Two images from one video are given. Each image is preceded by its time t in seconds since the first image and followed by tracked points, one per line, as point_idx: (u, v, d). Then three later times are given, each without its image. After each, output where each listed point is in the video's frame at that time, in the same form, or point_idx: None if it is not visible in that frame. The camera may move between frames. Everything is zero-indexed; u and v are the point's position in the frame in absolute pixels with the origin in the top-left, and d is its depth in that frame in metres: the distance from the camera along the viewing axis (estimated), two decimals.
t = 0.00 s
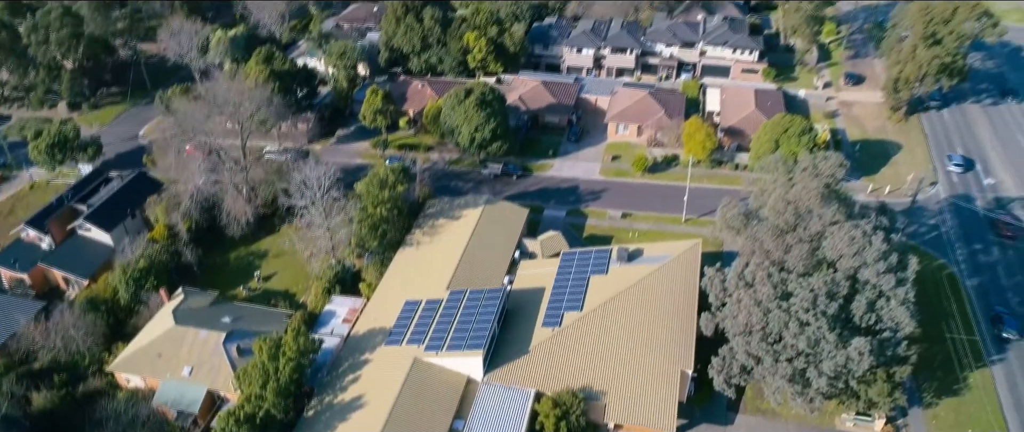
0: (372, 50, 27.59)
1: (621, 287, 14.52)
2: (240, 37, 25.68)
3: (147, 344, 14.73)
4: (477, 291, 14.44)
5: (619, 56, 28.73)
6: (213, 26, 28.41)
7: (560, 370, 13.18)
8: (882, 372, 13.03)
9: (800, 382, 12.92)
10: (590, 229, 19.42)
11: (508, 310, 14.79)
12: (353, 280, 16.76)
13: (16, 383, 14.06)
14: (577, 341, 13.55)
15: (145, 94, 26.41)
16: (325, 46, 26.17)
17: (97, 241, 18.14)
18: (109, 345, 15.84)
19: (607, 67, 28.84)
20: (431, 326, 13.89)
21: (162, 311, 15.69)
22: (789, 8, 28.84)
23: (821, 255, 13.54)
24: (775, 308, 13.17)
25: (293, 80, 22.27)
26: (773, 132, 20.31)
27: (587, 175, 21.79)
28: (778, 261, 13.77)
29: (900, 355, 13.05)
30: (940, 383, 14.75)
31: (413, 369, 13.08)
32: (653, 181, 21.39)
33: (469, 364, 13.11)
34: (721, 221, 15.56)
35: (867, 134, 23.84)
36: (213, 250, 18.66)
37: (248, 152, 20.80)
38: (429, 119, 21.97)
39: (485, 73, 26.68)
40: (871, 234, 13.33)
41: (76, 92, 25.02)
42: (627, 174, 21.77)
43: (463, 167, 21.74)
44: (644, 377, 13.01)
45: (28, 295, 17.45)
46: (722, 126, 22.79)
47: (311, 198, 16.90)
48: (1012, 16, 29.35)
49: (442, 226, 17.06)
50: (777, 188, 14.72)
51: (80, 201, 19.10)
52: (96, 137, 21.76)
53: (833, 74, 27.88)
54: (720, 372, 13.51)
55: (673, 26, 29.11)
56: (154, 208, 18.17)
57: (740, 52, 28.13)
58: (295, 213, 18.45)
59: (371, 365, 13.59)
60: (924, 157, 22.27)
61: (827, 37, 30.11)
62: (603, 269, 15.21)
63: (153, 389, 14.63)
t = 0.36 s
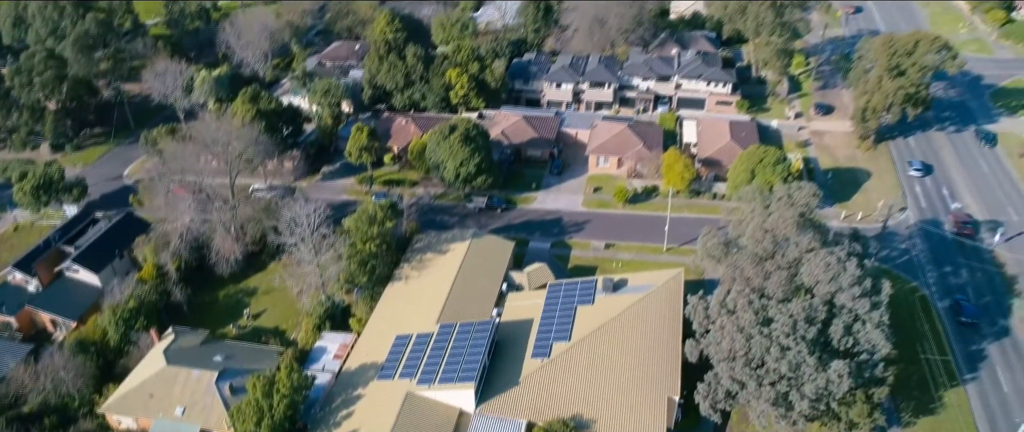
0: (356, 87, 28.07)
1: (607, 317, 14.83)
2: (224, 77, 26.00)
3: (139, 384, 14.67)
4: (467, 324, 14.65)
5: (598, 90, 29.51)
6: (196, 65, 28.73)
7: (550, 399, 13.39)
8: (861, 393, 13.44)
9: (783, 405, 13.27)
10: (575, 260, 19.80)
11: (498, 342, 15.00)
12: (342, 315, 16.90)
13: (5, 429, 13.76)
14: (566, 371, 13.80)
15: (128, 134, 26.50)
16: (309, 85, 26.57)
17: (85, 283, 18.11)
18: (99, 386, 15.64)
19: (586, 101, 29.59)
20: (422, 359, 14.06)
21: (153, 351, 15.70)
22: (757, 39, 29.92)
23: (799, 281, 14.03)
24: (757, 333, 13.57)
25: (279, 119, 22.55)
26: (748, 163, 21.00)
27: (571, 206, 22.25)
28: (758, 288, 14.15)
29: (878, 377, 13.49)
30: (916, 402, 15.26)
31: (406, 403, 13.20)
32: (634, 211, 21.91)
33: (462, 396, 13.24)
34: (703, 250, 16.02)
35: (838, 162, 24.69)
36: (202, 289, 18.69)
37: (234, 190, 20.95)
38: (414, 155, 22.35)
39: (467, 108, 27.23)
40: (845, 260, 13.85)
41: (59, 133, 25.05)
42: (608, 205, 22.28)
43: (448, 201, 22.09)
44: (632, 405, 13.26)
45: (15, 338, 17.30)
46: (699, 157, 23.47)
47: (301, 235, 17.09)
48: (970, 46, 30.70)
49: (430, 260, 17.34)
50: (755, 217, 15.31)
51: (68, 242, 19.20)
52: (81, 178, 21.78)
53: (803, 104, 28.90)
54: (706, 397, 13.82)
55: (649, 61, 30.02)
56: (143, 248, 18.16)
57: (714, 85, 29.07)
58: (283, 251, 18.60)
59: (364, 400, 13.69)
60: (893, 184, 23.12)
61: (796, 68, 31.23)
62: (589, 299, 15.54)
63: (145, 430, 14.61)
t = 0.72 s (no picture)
0: (338, 124, 28.42)
1: (593, 347, 15.13)
2: (207, 116, 26.16)
3: (127, 426, 14.40)
4: (456, 357, 14.86)
5: (576, 124, 30.23)
6: (178, 105, 28.89)
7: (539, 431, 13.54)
8: (840, 415, 13.84)
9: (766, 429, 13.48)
10: (558, 291, 20.13)
11: (486, 375, 15.19)
12: (330, 352, 16.97)
13: None
14: (554, 402, 14.01)
15: (109, 175, 26.47)
16: (292, 123, 26.85)
17: (70, 326, 18.00)
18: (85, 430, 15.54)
19: (565, 135, 30.24)
20: (412, 394, 14.20)
21: (141, 392, 15.60)
22: (727, 73, 30.63)
23: (777, 308, 14.51)
24: (738, 360, 13.93)
25: (263, 157, 22.74)
26: (724, 193, 21.66)
27: (553, 239, 22.65)
28: (738, 316, 14.65)
29: (855, 399, 13.95)
30: (894, 422, 15.78)
31: None
32: (615, 242, 22.38)
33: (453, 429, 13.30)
34: (683, 279, 16.49)
35: (810, 190, 25.50)
36: (188, 329, 18.65)
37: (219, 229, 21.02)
38: (397, 191, 22.66)
39: (448, 143, 27.69)
40: (819, 287, 14.40)
41: (39, 175, 24.96)
42: (590, 237, 22.73)
43: (432, 236, 22.36)
44: None
45: None
46: (676, 188, 24.10)
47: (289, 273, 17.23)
48: (930, 76, 32.09)
49: (417, 295, 17.57)
50: (733, 247, 15.81)
51: (52, 285, 19.07)
52: (62, 220, 21.69)
53: (774, 134, 29.89)
54: (691, 424, 13.85)
55: (624, 94, 30.87)
56: (129, 289, 18.12)
57: (688, 117, 29.94)
58: (270, 289, 18.70)
59: None
60: (863, 210, 23.94)
61: (766, 100, 32.29)
62: (575, 330, 15.83)
63: None
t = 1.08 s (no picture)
0: (318, 162, 28.63)
1: (578, 378, 15.36)
2: (186, 155, 26.19)
3: None
4: (443, 391, 15.01)
5: (553, 157, 30.84)
6: (156, 145, 28.88)
7: None
8: None
9: None
10: (541, 323, 20.40)
11: (473, 410, 15.34)
12: (317, 390, 17.05)
13: None
14: None
15: (87, 216, 26.29)
16: (272, 161, 26.98)
17: (51, 370, 17.77)
18: None
19: (542, 168, 30.81)
20: (401, 428, 14.28)
21: None
22: (698, 105, 31.60)
23: (754, 335, 14.96)
24: (719, 387, 14.29)
25: (245, 196, 22.84)
26: (699, 223, 22.27)
27: (534, 271, 22.97)
28: (717, 344, 15.07)
29: (831, 422, 14.40)
30: None
31: None
32: (594, 273, 22.80)
33: None
34: (663, 309, 16.91)
35: (781, 218, 26.28)
36: (170, 370, 18.47)
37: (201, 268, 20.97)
38: (379, 227, 22.88)
39: (428, 179, 28.05)
40: (794, 314, 14.92)
41: (15, 217, 24.71)
42: (570, 268, 23.12)
43: (414, 271, 22.55)
44: None
45: None
46: (653, 219, 24.69)
47: (275, 312, 17.27)
48: (891, 105, 33.44)
49: (402, 330, 17.71)
50: (710, 276, 16.25)
51: (32, 329, 18.84)
52: (40, 263, 21.47)
53: (744, 164, 30.79)
54: None
55: (599, 128, 31.65)
56: (111, 332, 17.93)
57: (662, 150, 30.74)
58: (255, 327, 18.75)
59: None
60: (832, 237, 24.73)
61: (736, 130, 33.26)
62: (559, 361, 16.10)
63: None
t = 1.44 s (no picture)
0: (296, 199, 28.73)
1: (562, 409, 15.59)
2: (162, 194, 26.11)
3: None
4: (427, 427, 15.48)
5: (529, 190, 31.36)
6: (132, 185, 28.72)
7: None
8: None
9: None
10: (522, 355, 20.61)
11: None
12: (301, 428, 17.07)
13: None
14: None
15: (60, 257, 25.93)
16: (249, 199, 27.03)
17: (28, 415, 17.51)
18: None
19: (519, 201, 31.28)
20: None
21: None
22: (669, 137, 32.49)
23: (731, 363, 15.38)
24: (699, 414, 14.48)
25: (224, 235, 22.84)
26: (674, 253, 22.82)
27: (513, 304, 23.21)
28: (695, 372, 15.39)
29: None
30: None
31: None
32: (573, 304, 23.14)
33: None
34: (642, 338, 17.32)
35: (753, 246, 27.02)
36: (150, 413, 18.21)
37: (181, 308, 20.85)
38: (360, 263, 23.00)
39: (406, 213, 28.29)
40: (768, 340, 15.41)
41: None
42: (549, 300, 23.43)
43: (395, 306, 22.65)
44: None
45: None
46: (629, 249, 25.21)
47: (259, 351, 17.26)
48: (853, 133, 34.75)
49: (385, 366, 17.79)
50: (687, 306, 16.69)
51: (8, 374, 18.53)
52: (13, 307, 21.11)
53: (715, 194, 31.63)
54: None
55: (574, 161, 32.33)
56: (91, 375, 17.71)
57: (636, 181, 31.43)
58: (239, 367, 18.75)
59: None
60: (802, 263, 25.48)
61: (706, 161, 34.18)
62: (542, 393, 16.34)
63: None
